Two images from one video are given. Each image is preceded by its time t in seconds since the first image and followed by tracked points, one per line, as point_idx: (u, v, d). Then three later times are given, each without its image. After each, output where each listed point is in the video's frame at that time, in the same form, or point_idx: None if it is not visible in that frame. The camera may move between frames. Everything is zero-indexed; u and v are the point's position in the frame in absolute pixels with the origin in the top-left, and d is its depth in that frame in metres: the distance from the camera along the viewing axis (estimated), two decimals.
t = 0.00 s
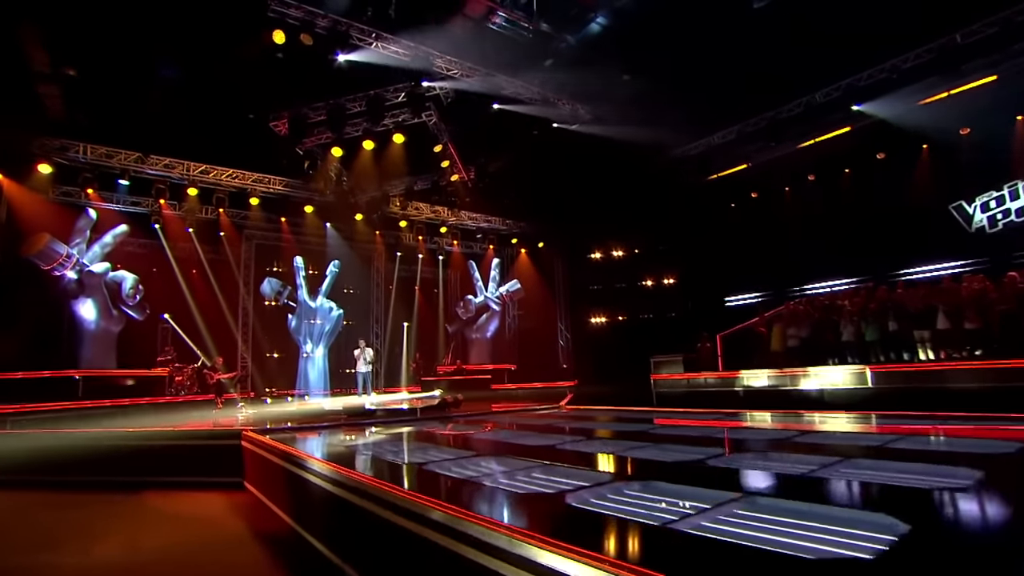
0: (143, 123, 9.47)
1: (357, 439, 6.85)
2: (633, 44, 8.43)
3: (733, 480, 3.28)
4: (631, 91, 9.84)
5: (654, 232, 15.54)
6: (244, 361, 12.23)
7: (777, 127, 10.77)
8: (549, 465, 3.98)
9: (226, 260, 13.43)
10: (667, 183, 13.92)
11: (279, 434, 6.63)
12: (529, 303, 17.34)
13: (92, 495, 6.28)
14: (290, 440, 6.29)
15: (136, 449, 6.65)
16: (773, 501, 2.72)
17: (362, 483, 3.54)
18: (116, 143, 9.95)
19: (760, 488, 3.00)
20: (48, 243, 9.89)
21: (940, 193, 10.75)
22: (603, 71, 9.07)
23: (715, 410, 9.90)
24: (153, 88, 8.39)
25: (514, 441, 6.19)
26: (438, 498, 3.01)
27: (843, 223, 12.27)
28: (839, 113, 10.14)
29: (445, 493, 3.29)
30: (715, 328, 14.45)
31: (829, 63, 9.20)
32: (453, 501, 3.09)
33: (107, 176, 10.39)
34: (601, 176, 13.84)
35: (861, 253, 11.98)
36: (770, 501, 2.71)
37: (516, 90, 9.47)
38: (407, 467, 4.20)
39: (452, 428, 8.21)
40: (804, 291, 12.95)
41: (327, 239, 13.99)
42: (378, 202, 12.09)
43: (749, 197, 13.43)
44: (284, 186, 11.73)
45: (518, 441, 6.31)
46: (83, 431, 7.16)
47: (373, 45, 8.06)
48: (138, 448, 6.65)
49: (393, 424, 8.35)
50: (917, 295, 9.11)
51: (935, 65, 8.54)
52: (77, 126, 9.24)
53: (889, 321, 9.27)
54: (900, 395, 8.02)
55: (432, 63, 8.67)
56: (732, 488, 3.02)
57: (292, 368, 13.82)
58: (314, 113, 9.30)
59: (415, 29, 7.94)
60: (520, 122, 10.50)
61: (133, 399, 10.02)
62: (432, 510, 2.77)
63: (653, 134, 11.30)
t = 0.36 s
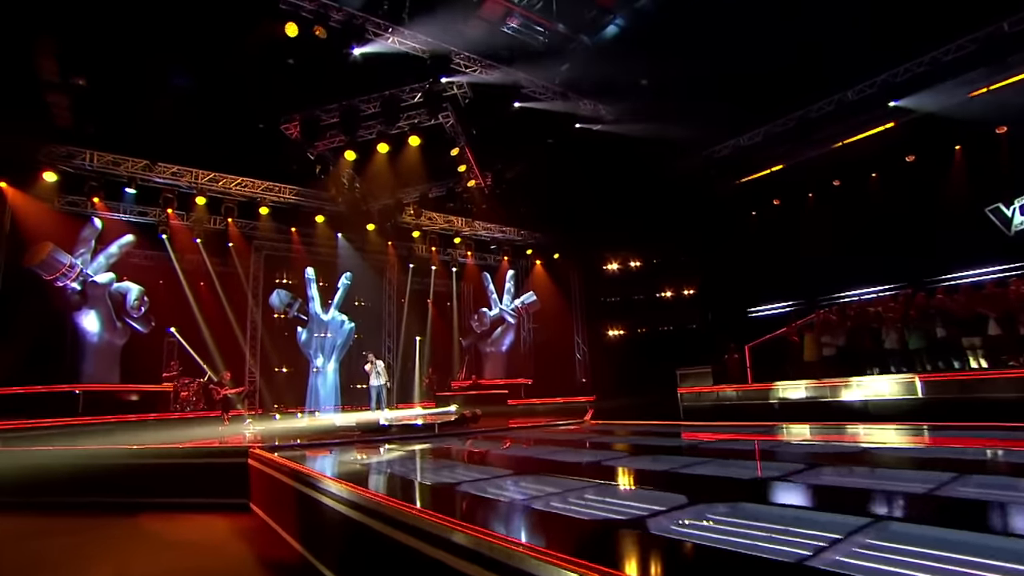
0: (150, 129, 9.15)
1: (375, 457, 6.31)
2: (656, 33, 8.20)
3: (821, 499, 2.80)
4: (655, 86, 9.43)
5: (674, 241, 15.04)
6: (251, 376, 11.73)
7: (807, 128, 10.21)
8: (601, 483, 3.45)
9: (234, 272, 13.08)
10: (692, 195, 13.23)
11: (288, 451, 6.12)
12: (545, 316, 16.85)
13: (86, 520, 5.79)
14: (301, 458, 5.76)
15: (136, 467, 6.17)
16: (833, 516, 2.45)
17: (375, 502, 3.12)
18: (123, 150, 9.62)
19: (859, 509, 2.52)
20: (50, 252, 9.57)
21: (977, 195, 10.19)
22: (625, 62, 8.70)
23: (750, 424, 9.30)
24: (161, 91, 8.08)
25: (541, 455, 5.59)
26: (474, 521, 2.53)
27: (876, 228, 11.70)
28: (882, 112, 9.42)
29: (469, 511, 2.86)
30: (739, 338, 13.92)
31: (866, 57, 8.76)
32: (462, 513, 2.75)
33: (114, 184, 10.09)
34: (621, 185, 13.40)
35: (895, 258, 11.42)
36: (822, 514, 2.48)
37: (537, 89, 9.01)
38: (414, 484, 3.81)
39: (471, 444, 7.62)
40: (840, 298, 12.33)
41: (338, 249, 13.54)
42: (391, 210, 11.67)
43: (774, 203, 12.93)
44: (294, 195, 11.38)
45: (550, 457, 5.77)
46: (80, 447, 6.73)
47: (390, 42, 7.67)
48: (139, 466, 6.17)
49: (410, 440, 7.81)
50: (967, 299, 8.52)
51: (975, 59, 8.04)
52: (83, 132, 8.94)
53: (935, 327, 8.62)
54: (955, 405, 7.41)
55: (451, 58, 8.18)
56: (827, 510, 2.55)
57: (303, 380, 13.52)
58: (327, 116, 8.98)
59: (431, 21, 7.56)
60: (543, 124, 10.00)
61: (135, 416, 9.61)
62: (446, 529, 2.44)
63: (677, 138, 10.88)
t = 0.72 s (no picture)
0: (155, 126, 8.76)
1: (389, 469, 5.78)
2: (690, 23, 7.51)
3: (922, 522, 2.40)
4: (684, 82, 8.81)
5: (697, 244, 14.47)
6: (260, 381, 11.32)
7: (845, 121, 9.69)
8: (679, 502, 2.97)
9: (242, 276, 12.75)
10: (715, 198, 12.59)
11: (298, 461, 5.62)
12: (561, 321, 16.29)
13: (80, 536, 5.35)
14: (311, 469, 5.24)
15: (137, 477, 5.70)
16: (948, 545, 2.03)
17: (402, 524, 2.65)
18: (130, 146, 9.26)
19: (973, 535, 2.11)
20: (52, 251, 9.02)
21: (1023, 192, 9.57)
22: (653, 55, 8.09)
23: (788, 432, 8.71)
24: (168, 85, 7.71)
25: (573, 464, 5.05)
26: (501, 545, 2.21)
27: (914, 227, 11.04)
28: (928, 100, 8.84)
29: (491, 532, 2.52)
30: (765, 343, 13.35)
31: (911, 44, 8.21)
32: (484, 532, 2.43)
33: (120, 182, 9.74)
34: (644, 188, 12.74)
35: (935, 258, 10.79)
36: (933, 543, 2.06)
37: (560, 80, 8.36)
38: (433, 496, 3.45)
39: (492, 454, 7.08)
40: (876, 300, 11.67)
41: (350, 251, 13.05)
42: (406, 210, 11.18)
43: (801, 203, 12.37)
44: (305, 194, 10.97)
45: (585, 466, 5.26)
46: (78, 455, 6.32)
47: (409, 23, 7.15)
48: (139, 476, 5.70)
49: (427, 450, 7.28)
50: None
51: None
52: (89, 127, 8.58)
53: (992, 329, 7.97)
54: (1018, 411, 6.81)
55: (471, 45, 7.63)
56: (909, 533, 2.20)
57: (312, 386, 13.07)
58: (341, 108, 8.59)
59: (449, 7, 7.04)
60: (567, 125, 9.42)
61: (139, 422, 9.21)
62: (471, 555, 2.09)
63: (707, 135, 10.27)
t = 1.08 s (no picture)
0: (162, 113, 8.35)
1: (406, 474, 5.30)
2: None
3: (994, 540, 2.07)
4: (722, 67, 8.13)
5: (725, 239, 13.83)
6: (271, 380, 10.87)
7: (886, 108, 8.96)
8: (788, 524, 2.44)
9: (254, 271, 12.42)
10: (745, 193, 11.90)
11: (312, 465, 5.16)
12: (579, 321, 15.51)
13: (79, 544, 4.95)
14: (324, 474, 4.76)
15: (140, 480, 5.27)
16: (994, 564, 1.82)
17: (440, 548, 2.18)
18: (139, 134, 8.88)
19: None
20: (58, 243, 8.69)
21: None
22: (692, 38, 7.39)
23: (832, 436, 8.10)
24: (173, 71, 7.28)
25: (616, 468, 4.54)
26: (532, 565, 1.89)
27: (965, 220, 10.28)
28: (987, 82, 7.99)
29: (515, 548, 2.18)
30: (797, 343, 12.77)
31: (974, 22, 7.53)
32: (508, 558, 2.04)
33: (129, 172, 9.40)
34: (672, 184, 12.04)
35: (986, 253, 10.08)
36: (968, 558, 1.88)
37: (588, 61, 7.74)
38: (449, 506, 3.09)
39: (519, 458, 6.56)
40: (919, 297, 10.99)
41: (366, 246, 12.60)
42: (424, 201, 10.75)
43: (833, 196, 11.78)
44: (318, 186, 10.54)
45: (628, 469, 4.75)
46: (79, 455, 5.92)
47: None
48: (143, 480, 5.28)
49: (449, 453, 6.78)
50: None
51: None
52: (95, 115, 8.21)
53: None
54: None
55: (498, 17, 7.07)
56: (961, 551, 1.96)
57: (324, 387, 12.56)
58: (357, 92, 8.13)
59: None
60: (593, 109, 8.81)
61: (146, 421, 8.84)
62: None
63: (740, 122, 9.67)
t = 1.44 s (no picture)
0: (174, 92, 7.95)
1: (429, 475, 4.82)
2: None
3: None
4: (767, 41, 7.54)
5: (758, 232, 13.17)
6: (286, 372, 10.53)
7: (936, 90, 8.23)
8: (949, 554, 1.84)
9: (269, 261, 12.07)
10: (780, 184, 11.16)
11: (327, 465, 4.70)
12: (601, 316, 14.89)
13: (80, 545, 4.60)
14: (339, 475, 4.29)
15: (147, 478, 4.88)
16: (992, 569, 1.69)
17: (494, 575, 1.74)
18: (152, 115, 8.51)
19: None
20: (67, 228, 8.38)
21: None
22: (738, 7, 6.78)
23: (884, 439, 7.49)
24: (181, 46, 6.88)
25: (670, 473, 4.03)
26: None
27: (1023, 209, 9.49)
28: None
29: None
30: (834, 340, 12.20)
31: None
32: None
33: (141, 156, 9.04)
34: (705, 172, 11.37)
35: None
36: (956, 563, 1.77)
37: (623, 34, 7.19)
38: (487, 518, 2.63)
39: (549, 458, 6.05)
40: (971, 292, 10.31)
41: (384, 234, 12.15)
42: (446, 186, 10.31)
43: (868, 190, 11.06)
44: (335, 171, 10.13)
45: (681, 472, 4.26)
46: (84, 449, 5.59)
47: None
48: (150, 476, 4.89)
49: (473, 452, 6.28)
50: None
51: None
52: (104, 95, 7.85)
53: None
54: None
55: None
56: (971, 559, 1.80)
57: (341, 382, 12.33)
58: (379, 68, 7.64)
59: None
60: (627, 88, 8.26)
61: (158, 414, 8.53)
62: None
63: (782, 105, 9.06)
